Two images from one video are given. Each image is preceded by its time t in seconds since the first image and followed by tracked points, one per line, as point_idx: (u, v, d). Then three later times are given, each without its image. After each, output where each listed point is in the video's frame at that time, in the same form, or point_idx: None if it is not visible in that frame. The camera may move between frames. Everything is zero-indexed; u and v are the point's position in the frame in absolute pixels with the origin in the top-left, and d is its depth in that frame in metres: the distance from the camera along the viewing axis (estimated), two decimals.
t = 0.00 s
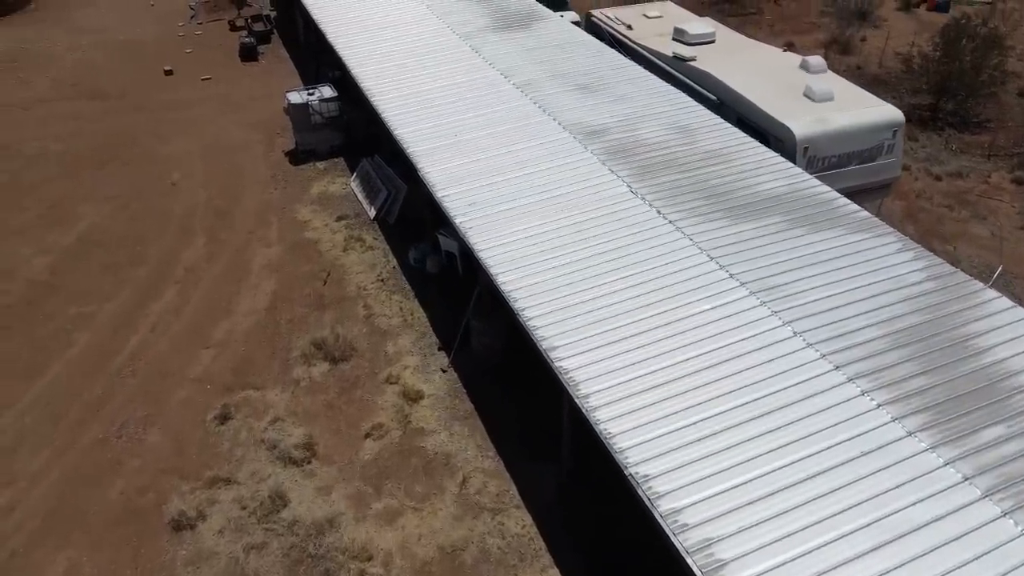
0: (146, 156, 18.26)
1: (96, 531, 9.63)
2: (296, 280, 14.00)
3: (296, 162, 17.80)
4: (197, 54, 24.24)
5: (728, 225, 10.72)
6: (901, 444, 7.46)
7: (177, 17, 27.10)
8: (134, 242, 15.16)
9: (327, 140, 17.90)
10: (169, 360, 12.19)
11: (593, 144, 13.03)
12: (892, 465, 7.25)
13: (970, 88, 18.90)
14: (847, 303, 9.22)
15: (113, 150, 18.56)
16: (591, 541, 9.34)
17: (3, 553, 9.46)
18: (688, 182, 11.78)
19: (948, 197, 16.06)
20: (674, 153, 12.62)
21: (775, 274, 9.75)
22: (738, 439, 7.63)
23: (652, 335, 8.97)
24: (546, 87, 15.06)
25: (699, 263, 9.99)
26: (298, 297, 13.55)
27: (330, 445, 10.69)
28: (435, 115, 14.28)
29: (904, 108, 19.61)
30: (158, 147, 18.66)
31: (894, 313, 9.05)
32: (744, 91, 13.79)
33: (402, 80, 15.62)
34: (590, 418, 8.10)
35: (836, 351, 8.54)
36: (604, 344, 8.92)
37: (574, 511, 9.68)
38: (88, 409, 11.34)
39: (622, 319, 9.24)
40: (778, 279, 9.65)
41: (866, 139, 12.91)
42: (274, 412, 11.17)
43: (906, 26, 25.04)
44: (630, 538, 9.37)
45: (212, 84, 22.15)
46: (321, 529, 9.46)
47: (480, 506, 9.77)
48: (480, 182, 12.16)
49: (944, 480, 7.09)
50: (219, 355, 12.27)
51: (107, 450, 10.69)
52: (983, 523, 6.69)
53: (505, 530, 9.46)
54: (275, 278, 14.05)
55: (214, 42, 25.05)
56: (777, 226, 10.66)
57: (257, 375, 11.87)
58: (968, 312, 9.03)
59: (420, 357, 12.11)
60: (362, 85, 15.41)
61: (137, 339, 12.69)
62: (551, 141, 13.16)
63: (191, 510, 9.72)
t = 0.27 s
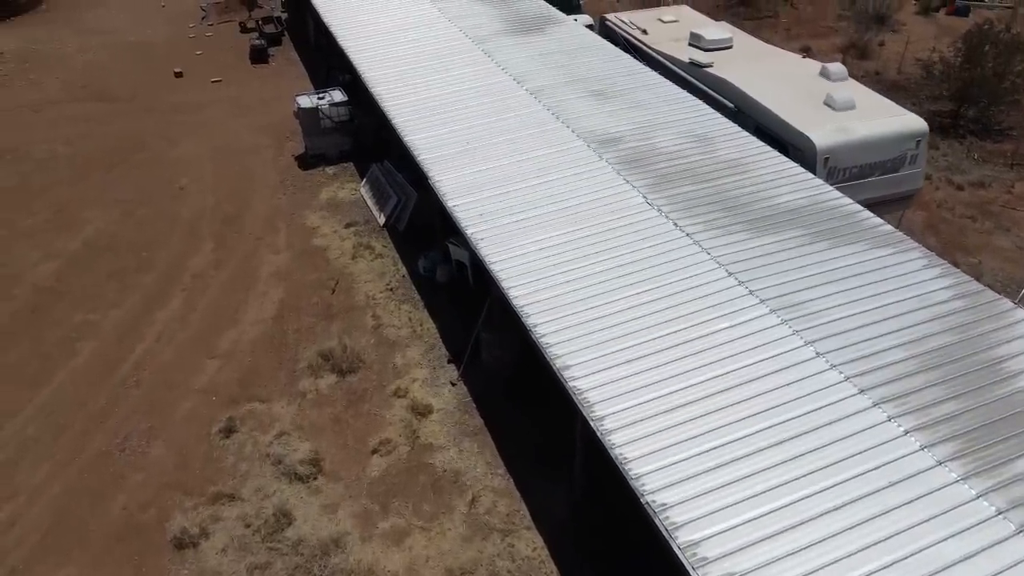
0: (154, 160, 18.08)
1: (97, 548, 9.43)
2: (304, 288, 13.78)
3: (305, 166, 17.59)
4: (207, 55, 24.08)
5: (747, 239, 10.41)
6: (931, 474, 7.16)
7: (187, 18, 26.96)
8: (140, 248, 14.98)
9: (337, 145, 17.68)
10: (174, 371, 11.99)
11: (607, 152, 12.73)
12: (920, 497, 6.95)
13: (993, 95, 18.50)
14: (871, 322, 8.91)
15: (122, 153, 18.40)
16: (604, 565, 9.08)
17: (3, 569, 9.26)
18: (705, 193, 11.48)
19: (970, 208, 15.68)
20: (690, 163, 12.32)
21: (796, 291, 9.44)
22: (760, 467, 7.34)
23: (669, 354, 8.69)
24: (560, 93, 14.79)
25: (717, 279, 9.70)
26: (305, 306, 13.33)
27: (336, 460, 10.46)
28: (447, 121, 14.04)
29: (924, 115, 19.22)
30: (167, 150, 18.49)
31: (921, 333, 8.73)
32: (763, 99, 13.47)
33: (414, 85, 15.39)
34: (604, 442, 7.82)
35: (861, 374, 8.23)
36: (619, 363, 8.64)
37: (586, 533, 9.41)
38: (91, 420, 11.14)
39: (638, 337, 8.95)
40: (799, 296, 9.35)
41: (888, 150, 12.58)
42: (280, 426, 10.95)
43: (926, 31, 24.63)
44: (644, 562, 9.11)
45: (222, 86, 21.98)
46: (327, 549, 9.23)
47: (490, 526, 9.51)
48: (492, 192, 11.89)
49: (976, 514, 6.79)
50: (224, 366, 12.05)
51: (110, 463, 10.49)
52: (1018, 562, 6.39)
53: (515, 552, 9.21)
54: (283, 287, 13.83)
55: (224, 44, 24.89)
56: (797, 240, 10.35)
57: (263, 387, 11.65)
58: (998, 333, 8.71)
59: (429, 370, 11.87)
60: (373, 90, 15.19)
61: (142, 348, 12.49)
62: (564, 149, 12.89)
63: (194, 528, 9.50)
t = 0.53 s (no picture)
0: (153, 166, 17.83)
1: (89, 571, 9.17)
2: (304, 299, 13.51)
3: (306, 172, 17.33)
4: (207, 59, 23.84)
5: (758, 253, 10.14)
6: (954, 503, 6.87)
7: (188, 21, 26.73)
8: (138, 256, 14.71)
9: (338, 150, 17.42)
10: (171, 385, 11.72)
11: (614, 162, 12.46)
12: (943, 528, 6.67)
13: (1004, 101, 18.20)
14: (888, 340, 8.63)
15: (120, 159, 18.16)
16: None
17: None
18: (714, 204, 11.20)
19: (983, 216, 15.38)
20: (698, 172, 12.04)
21: (810, 307, 9.17)
22: (775, 494, 7.05)
23: (679, 373, 8.41)
24: (565, 99, 14.52)
25: (727, 295, 9.42)
26: (305, 317, 13.06)
27: (336, 479, 10.19)
28: (450, 129, 13.78)
29: (934, 120, 18.92)
30: (166, 156, 18.24)
31: (940, 352, 8.44)
32: (773, 107, 13.19)
33: (416, 91, 15.13)
34: (613, 467, 7.54)
35: (878, 396, 7.95)
36: (628, 383, 8.36)
37: (593, 555, 9.14)
38: (85, 437, 10.89)
39: (647, 356, 8.67)
40: (812, 313, 9.07)
41: (901, 159, 12.31)
42: (278, 442, 10.68)
43: (934, 35, 24.34)
44: None
45: (222, 91, 21.74)
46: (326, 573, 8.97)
47: (494, 549, 9.24)
48: (496, 203, 11.63)
49: (1003, 546, 6.51)
50: (222, 380, 11.78)
51: (104, 481, 10.23)
52: None
53: None
54: (282, 297, 13.56)
55: (224, 47, 24.65)
56: (810, 254, 10.07)
57: (262, 402, 11.38)
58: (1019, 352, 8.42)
59: (432, 384, 11.60)
60: (374, 96, 14.93)
61: (139, 361, 12.23)
62: (570, 158, 12.63)
63: (190, 550, 9.24)
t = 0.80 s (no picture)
0: (149, 172, 17.58)
1: None
2: (302, 309, 13.25)
3: (305, 178, 17.07)
4: (205, 62, 23.58)
5: (769, 266, 9.87)
6: (978, 532, 6.61)
7: (186, 23, 26.47)
8: (133, 265, 14.46)
9: (337, 156, 17.17)
10: (166, 399, 11.47)
11: (620, 170, 12.20)
12: (967, 558, 6.42)
13: (1013, 105, 17.96)
14: (905, 358, 8.37)
15: (116, 165, 17.91)
16: None
17: None
18: (722, 214, 10.94)
19: (993, 224, 15.12)
20: (706, 181, 11.78)
21: (823, 323, 8.91)
22: (791, 522, 6.80)
23: (690, 393, 8.15)
24: (568, 105, 14.27)
25: (738, 310, 9.17)
26: (303, 329, 12.80)
27: (335, 498, 9.93)
28: (451, 136, 13.53)
29: (941, 125, 18.66)
30: (163, 162, 17.98)
31: (959, 371, 8.18)
32: (781, 114, 12.93)
33: (416, 97, 14.87)
34: (622, 492, 7.28)
35: (896, 417, 7.69)
36: (636, 403, 8.10)
37: None
38: (78, 453, 10.64)
39: (656, 374, 8.42)
40: (825, 329, 8.81)
41: (912, 167, 12.05)
42: (276, 460, 10.42)
43: (940, 37, 24.09)
44: None
45: (220, 95, 21.48)
46: None
47: (497, 572, 8.98)
48: (499, 213, 11.37)
49: None
50: (218, 394, 11.52)
51: (97, 501, 9.98)
52: None
53: None
54: (280, 308, 13.30)
55: (223, 50, 24.40)
56: (822, 267, 9.81)
57: (259, 417, 11.12)
58: None
59: (433, 399, 11.34)
60: (374, 101, 14.67)
61: (133, 374, 11.97)
62: (573, 166, 12.37)
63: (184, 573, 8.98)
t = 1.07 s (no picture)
0: (146, 178, 17.30)
1: None
2: (300, 321, 12.98)
3: (303, 185, 16.80)
4: (203, 65, 23.31)
5: (780, 280, 9.60)
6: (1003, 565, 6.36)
7: (183, 25, 26.20)
8: (128, 274, 14.18)
9: (337, 162, 16.91)
10: (161, 414, 11.20)
11: (625, 179, 11.93)
12: None
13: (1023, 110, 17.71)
14: (921, 378, 8.11)
15: (112, 171, 17.64)
16: None
17: None
18: (730, 226, 10.66)
19: (1004, 232, 14.86)
20: (713, 191, 11.50)
21: (836, 340, 8.64)
22: (808, 553, 6.53)
23: (699, 414, 7.88)
24: (571, 111, 14.00)
25: (749, 327, 8.90)
26: (302, 341, 12.53)
27: (333, 518, 9.67)
28: (452, 144, 13.26)
29: (950, 130, 18.40)
30: (159, 168, 17.71)
31: (978, 392, 7.91)
32: (789, 121, 12.67)
33: (417, 103, 14.62)
34: (631, 521, 7.01)
35: (915, 441, 7.42)
36: (644, 425, 7.83)
37: None
38: (70, 471, 10.37)
39: (665, 394, 8.15)
40: (839, 347, 8.54)
41: (924, 176, 11.79)
42: (273, 478, 10.16)
43: (946, 40, 23.84)
44: None
45: (218, 99, 21.21)
46: None
47: None
48: (502, 224, 11.10)
49: None
50: (214, 409, 11.25)
51: (90, 521, 9.72)
52: None
53: None
54: (278, 319, 13.03)
55: (221, 53, 24.12)
56: (834, 282, 9.54)
57: (256, 433, 10.85)
58: None
59: (434, 414, 11.07)
60: (373, 107, 14.40)
61: (127, 388, 11.70)
62: (577, 175, 12.10)
63: None
